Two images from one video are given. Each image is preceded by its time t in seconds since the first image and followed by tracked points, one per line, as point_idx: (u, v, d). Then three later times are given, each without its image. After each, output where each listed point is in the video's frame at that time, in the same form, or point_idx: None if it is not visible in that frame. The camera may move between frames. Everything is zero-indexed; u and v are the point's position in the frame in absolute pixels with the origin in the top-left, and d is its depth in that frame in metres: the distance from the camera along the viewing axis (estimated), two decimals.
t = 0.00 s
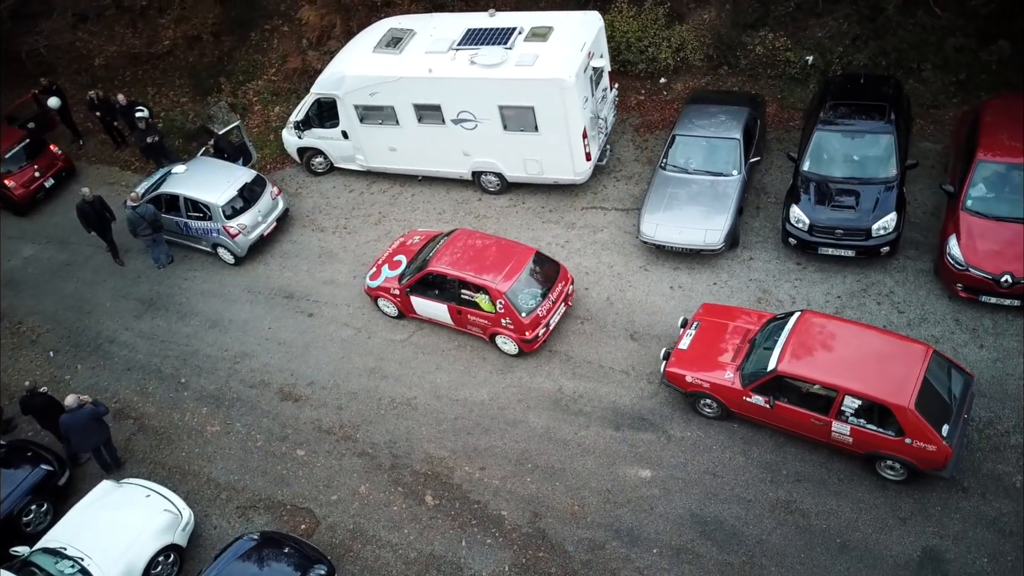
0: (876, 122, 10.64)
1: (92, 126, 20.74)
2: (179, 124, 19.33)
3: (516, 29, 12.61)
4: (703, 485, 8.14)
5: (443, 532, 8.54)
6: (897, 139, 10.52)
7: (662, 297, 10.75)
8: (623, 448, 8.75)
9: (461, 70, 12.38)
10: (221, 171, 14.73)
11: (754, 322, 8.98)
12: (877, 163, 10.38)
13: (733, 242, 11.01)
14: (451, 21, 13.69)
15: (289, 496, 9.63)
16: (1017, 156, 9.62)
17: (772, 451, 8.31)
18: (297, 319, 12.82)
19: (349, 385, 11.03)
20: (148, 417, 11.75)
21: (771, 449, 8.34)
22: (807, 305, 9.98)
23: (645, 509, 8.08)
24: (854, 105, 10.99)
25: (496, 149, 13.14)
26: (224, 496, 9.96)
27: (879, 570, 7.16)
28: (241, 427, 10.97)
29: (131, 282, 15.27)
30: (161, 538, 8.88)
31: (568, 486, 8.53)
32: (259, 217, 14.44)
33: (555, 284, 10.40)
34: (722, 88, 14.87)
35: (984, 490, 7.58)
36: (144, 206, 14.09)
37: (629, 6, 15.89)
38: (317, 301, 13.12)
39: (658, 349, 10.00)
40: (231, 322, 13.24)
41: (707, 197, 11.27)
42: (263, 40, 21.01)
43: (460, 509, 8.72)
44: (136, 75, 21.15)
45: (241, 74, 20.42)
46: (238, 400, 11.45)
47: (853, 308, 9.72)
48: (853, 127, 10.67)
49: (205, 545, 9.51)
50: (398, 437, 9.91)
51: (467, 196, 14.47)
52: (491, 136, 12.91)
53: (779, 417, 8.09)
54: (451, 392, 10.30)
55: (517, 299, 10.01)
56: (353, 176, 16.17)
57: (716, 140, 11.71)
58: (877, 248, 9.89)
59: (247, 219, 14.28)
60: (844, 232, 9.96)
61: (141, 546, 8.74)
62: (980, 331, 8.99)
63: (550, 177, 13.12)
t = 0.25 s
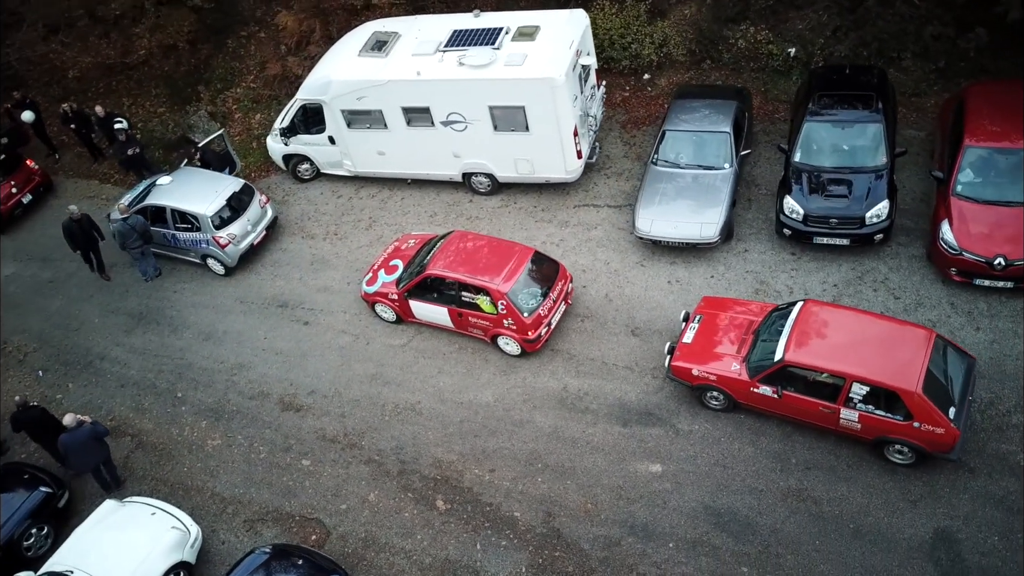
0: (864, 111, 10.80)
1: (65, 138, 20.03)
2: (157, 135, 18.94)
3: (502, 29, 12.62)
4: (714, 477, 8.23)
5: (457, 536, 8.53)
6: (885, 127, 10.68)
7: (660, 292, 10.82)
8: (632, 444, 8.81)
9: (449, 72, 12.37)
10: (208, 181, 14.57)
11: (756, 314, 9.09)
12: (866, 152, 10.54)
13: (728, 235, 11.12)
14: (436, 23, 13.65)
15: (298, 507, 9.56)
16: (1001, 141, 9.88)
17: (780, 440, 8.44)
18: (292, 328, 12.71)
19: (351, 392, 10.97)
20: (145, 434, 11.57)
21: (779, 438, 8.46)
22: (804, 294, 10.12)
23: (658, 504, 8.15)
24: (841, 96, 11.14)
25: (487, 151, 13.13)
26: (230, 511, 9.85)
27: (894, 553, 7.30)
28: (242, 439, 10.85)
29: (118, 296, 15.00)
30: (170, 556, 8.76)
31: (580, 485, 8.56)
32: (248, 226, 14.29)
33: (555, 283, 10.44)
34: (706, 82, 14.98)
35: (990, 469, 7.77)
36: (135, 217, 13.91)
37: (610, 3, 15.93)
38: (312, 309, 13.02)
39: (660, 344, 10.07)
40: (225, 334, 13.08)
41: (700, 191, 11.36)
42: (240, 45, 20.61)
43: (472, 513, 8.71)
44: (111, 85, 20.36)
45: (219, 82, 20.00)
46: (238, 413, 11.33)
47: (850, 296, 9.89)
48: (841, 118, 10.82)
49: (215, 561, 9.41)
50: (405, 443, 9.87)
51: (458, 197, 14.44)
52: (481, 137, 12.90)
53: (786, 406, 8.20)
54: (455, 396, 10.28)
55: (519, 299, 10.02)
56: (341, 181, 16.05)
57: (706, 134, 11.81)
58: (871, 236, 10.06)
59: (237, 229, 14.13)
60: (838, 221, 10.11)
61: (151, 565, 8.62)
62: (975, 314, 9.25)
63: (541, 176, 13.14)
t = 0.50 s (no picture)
0: (852, 102, 10.94)
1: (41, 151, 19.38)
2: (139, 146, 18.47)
3: (490, 30, 12.62)
4: (722, 470, 8.32)
5: (469, 540, 8.52)
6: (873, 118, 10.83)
7: (658, 288, 10.88)
8: (639, 440, 8.86)
9: (439, 73, 12.35)
10: (195, 191, 14.40)
11: (756, 306, 9.18)
12: (856, 142, 10.69)
13: (723, 228, 11.21)
14: (421, 25, 13.61)
15: (305, 518, 9.49)
16: (987, 129, 10.08)
17: (786, 431, 8.55)
18: (288, 337, 12.60)
19: (352, 400, 10.90)
20: (143, 450, 11.40)
21: (785, 429, 8.57)
22: (801, 285, 10.25)
23: (669, 499, 8.22)
24: (829, 87, 11.28)
25: (477, 152, 13.12)
26: (235, 524, 9.76)
27: (904, 538, 7.43)
28: (244, 451, 10.74)
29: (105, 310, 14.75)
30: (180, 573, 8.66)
31: (590, 483, 8.60)
32: (238, 235, 14.15)
33: (554, 282, 10.47)
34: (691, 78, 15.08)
35: (994, 451, 7.94)
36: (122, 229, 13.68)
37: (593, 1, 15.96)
38: (307, 317, 12.92)
39: (661, 339, 10.14)
40: (219, 345, 12.94)
41: (693, 185, 11.44)
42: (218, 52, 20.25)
43: (483, 516, 8.71)
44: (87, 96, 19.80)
45: (198, 90, 19.56)
46: (238, 425, 11.21)
47: (846, 285, 10.04)
48: (830, 109, 10.96)
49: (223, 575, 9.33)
50: (410, 448, 9.83)
51: (449, 200, 14.40)
52: (472, 138, 12.88)
53: (792, 397, 8.29)
54: (458, 399, 10.26)
55: (519, 300, 10.03)
56: (329, 187, 15.94)
57: (696, 129, 11.90)
58: (864, 225, 10.21)
59: (227, 238, 13.97)
60: (831, 211, 10.24)
61: None
62: (969, 300, 9.44)
63: (533, 176, 13.16)
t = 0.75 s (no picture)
0: (838, 92, 11.10)
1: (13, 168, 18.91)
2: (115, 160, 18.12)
3: (475, 31, 12.61)
4: (733, 461, 8.45)
5: (485, 543, 8.53)
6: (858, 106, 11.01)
7: (655, 283, 10.97)
8: (648, 435, 8.94)
9: (426, 76, 12.31)
10: (180, 204, 14.18)
11: (756, 297, 9.28)
12: (844, 131, 10.86)
13: (716, 221, 11.32)
14: (404, 28, 13.55)
15: (316, 530, 9.42)
16: (972, 113, 10.29)
17: (792, 419, 8.70)
18: (284, 348, 12.48)
19: (354, 408, 10.83)
20: (142, 469, 11.21)
21: (792, 417, 8.72)
22: (797, 275, 10.40)
23: (682, 493, 8.32)
24: (813, 77, 11.43)
25: (467, 153, 13.09)
26: (245, 540, 9.67)
27: (917, 519, 7.65)
28: (248, 466, 10.62)
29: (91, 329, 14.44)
30: None
31: (603, 481, 8.66)
32: (227, 247, 13.97)
33: (553, 281, 10.49)
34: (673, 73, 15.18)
35: (996, 430, 8.18)
36: (102, 247, 13.34)
37: None
38: (303, 327, 12.81)
39: (662, 334, 10.22)
40: (214, 359, 12.77)
41: (685, 179, 11.53)
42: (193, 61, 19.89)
43: (497, 518, 8.72)
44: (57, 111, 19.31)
45: (174, 101, 19.22)
46: (239, 439, 11.09)
47: (841, 273, 10.22)
48: (816, 99, 11.11)
49: None
50: (418, 454, 9.81)
51: (438, 203, 14.36)
52: (462, 140, 12.86)
53: (798, 385, 8.42)
54: (462, 403, 10.25)
55: (521, 300, 10.04)
56: (314, 194, 15.79)
57: (685, 123, 11.98)
58: (856, 213, 10.39)
59: (216, 250, 13.79)
60: (824, 200, 10.39)
61: None
62: (961, 284, 9.68)
63: (523, 176, 13.17)
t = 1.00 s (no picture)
0: (822, 81, 11.24)
1: None
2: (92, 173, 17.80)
3: (459, 32, 12.59)
4: (739, 451, 8.56)
5: (497, 545, 8.54)
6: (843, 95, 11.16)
7: (650, 278, 11.05)
8: (653, 430, 9.01)
9: (413, 79, 12.27)
10: (164, 217, 13.96)
11: (754, 287, 9.37)
12: (829, 120, 11.01)
13: (707, 214, 11.43)
14: (386, 31, 13.47)
15: (325, 540, 9.36)
16: (954, 99, 10.49)
17: (795, 407, 8.83)
18: (278, 359, 12.36)
19: (355, 416, 10.77)
20: (140, 488, 11.02)
21: (795, 405, 8.86)
22: (790, 264, 10.55)
23: (692, 485, 8.41)
24: (797, 68, 11.56)
25: (455, 155, 13.06)
26: (253, 554, 9.58)
27: (923, 500, 7.83)
28: (250, 479, 10.52)
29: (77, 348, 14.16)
30: None
31: (612, 477, 8.71)
32: (216, 258, 13.81)
33: (551, 280, 10.52)
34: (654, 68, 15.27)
35: (993, 408, 8.40)
36: (83, 264, 13.03)
37: None
38: (296, 336, 12.70)
39: (660, 328, 10.31)
40: (207, 373, 12.61)
41: (675, 174, 11.62)
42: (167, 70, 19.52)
43: (508, 519, 8.74)
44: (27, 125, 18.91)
45: (150, 111, 18.86)
46: (239, 453, 10.97)
47: (833, 261, 10.39)
48: (801, 89, 11.24)
49: None
50: (423, 459, 9.78)
51: (426, 206, 14.31)
52: (450, 142, 12.82)
53: (801, 373, 8.54)
54: (464, 406, 10.24)
55: (520, 301, 10.05)
56: (300, 201, 15.64)
57: (672, 117, 12.06)
58: (845, 201, 10.56)
59: (204, 262, 13.61)
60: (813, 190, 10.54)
61: None
62: (950, 267, 9.90)
63: (512, 176, 13.18)
